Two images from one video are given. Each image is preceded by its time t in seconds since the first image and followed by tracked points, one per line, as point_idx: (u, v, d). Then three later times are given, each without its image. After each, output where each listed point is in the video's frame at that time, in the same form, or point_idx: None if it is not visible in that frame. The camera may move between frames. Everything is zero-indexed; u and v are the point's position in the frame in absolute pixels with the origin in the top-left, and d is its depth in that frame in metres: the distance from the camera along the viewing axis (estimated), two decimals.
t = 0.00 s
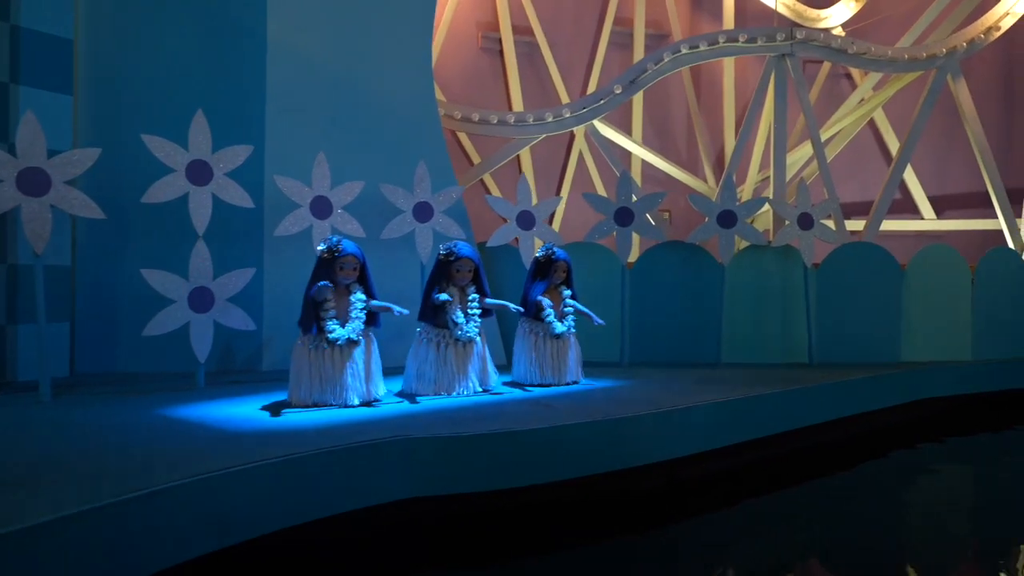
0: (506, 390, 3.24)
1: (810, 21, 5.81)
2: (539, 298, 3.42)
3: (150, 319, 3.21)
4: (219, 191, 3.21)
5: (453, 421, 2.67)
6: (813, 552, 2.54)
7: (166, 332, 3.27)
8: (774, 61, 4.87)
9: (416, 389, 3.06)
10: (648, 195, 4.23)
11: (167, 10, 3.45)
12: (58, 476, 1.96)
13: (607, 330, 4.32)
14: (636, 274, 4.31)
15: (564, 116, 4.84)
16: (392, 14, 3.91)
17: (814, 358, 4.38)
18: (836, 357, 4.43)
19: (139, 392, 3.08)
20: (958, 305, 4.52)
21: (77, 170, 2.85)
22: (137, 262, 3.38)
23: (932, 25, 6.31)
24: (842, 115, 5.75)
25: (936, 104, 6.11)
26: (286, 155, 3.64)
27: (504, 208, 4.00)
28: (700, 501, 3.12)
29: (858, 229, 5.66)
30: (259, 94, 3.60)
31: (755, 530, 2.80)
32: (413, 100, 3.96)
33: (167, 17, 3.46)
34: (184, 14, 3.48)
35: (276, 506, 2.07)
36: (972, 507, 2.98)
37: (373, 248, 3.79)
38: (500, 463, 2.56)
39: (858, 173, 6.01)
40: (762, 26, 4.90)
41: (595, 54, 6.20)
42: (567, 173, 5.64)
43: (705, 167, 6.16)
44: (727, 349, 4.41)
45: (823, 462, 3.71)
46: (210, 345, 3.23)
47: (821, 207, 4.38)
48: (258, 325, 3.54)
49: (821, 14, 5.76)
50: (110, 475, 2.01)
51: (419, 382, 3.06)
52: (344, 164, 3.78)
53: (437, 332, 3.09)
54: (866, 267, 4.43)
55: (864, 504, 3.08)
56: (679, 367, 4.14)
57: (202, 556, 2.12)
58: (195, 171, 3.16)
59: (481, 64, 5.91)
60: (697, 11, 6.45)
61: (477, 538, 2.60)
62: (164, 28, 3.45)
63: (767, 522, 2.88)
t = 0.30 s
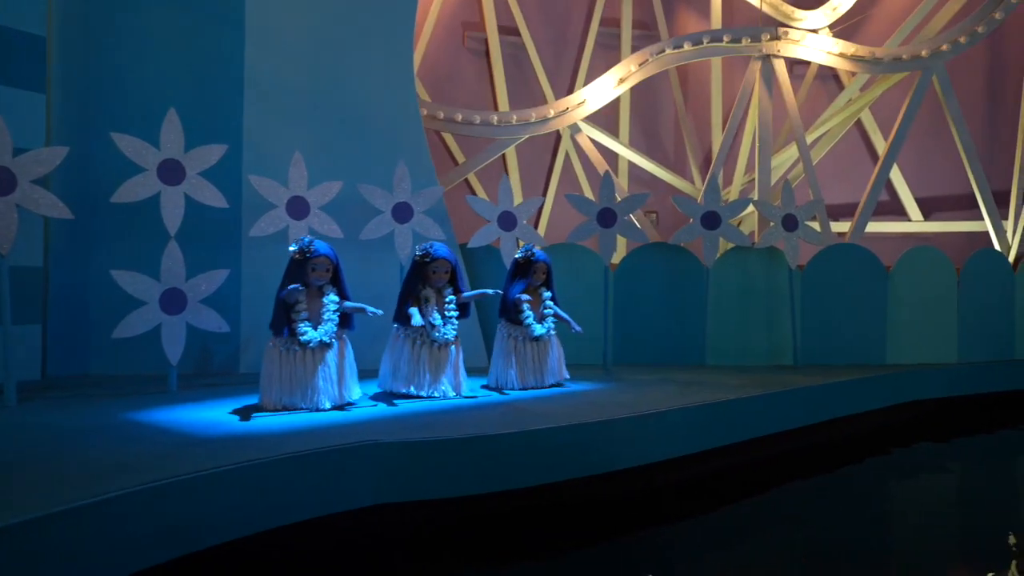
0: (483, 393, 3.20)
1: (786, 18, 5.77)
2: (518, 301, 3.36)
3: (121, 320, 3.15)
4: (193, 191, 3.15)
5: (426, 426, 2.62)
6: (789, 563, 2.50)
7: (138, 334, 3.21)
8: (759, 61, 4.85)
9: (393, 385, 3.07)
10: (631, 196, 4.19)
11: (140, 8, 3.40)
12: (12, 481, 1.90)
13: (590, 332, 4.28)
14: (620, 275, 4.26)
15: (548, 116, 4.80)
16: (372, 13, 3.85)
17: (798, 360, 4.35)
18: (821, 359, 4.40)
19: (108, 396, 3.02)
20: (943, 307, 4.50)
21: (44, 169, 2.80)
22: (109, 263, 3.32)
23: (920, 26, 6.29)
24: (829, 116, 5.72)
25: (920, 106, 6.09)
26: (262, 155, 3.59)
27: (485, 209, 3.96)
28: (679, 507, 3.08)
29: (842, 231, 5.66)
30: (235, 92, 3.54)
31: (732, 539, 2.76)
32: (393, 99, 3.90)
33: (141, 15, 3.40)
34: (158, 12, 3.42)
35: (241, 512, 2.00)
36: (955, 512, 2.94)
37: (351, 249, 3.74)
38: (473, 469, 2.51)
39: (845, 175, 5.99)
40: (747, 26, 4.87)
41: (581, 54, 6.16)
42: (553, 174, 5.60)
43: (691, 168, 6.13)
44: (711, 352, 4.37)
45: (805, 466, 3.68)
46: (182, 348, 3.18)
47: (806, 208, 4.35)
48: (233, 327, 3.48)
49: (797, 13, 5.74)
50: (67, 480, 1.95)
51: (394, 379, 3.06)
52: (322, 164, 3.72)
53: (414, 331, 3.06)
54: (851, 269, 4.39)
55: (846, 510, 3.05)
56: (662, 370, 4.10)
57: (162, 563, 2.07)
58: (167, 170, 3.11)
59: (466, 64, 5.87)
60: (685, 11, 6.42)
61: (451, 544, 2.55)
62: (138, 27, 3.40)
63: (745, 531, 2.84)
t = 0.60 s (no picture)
0: (460, 399, 3.15)
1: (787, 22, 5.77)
2: (494, 305, 3.32)
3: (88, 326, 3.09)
4: (162, 195, 3.10)
5: (397, 433, 2.56)
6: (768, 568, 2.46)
7: (107, 339, 3.15)
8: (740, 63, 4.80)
9: (367, 395, 2.96)
10: (612, 199, 4.15)
11: (111, 7, 3.33)
12: None
13: (571, 336, 4.23)
14: (601, 278, 4.22)
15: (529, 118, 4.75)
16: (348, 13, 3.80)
17: (781, 363, 4.32)
18: (804, 362, 4.37)
19: (76, 404, 2.95)
20: (927, 309, 4.47)
21: (7, 172, 2.74)
22: (78, 268, 3.26)
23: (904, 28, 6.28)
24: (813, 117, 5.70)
25: (903, 107, 6.09)
26: (236, 158, 3.53)
27: (463, 212, 3.91)
28: (658, 512, 3.03)
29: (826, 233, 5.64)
30: (208, 94, 3.49)
31: (711, 544, 2.71)
32: (370, 100, 3.85)
33: (111, 15, 3.33)
34: (129, 11, 3.36)
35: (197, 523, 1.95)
36: (936, 515, 2.92)
37: (328, 253, 3.69)
38: (444, 478, 2.45)
39: (830, 177, 5.98)
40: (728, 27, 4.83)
41: (565, 56, 6.12)
42: (537, 177, 5.56)
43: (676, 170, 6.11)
44: (693, 355, 4.33)
45: (788, 470, 3.64)
46: (151, 354, 3.12)
47: (788, 210, 4.32)
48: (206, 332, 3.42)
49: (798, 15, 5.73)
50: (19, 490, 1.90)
51: (368, 387, 2.97)
52: (297, 166, 3.67)
53: (387, 337, 2.99)
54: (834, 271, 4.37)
55: (828, 515, 3.01)
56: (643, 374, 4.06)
57: None
58: (136, 173, 3.05)
59: (450, 66, 5.82)
60: (669, 13, 6.39)
61: (421, 554, 2.50)
62: (109, 26, 3.33)
63: (725, 535, 2.80)
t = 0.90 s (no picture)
0: (433, 404, 3.12)
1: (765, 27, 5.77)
2: (468, 307, 3.27)
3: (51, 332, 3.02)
4: (127, 197, 3.03)
5: (364, 441, 2.50)
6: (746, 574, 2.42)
7: (72, 345, 3.08)
8: (720, 64, 4.76)
9: (335, 403, 2.89)
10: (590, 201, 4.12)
11: (77, 6, 3.26)
12: None
13: (550, 340, 4.18)
14: (582, 280, 4.18)
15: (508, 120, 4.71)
16: (321, 13, 3.73)
17: (761, 367, 4.30)
18: (784, 366, 4.34)
19: (39, 411, 2.88)
20: (907, 312, 4.46)
21: None
22: (43, 272, 3.19)
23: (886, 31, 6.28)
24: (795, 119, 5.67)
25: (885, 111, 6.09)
26: (206, 159, 3.47)
27: (440, 215, 3.86)
28: (637, 516, 2.99)
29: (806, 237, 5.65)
30: (177, 96, 3.42)
31: (689, 548, 2.67)
32: (345, 100, 3.78)
33: (77, 14, 3.27)
34: (96, 11, 3.29)
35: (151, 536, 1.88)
36: (917, 520, 2.90)
37: (301, 256, 3.62)
38: (414, 485, 2.38)
39: (812, 180, 5.97)
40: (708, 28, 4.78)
41: (547, 58, 6.09)
42: (519, 180, 5.53)
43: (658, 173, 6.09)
44: (673, 359, 4.30)
45: (768, 474, 3.61)
46: (117, 360, 3.05)
47: (768, 213, 4.30)
48: (174, 337, 3.35)
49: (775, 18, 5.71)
50: None
51: (337, 396, 2.90)
52: (269, 169, 3.60)
53: (357, 346, 2.92)
54: (815, 274, 4.34)
55: (808, 519, 2.98)
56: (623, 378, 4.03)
57: None
58: (100, 175, 2.98)
59: (430, 67, 5.77)
60: (652, 15, 6.37)
61: (388, 564, 2.44)
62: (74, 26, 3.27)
63: (705, 539, 2.76)
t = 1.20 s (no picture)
0: (402, 410, 3.02)
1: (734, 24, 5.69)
2: (441, 309, 3.20)
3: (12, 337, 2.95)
4: (90, 199, 2.96)
5: (329, 447, 2.44)
6: None
7: (36, 349, 3.01)
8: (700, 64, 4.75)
9: (306, 406, 2.87)
10: (568, 202, 4.08)
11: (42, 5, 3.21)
12: None
13: (528, 343, 4.14)
14: (561, 282, 4.15)
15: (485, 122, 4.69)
16: (294, 11, 3.67)
17: (742, 368, 4.27)
18: (764, 367, 4.32)
19: None
20: (887, 313, 4.44)
21: None
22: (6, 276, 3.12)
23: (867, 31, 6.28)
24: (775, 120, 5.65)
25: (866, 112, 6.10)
26: (174, 160, 3.40)
27: (415, 216, 3.81)
28: (613, 520, 2.95)
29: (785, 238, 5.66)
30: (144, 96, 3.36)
31: (665, 554, 2.63)
32: (318, 100, 3.72)
33: (42, 13, 3.21)
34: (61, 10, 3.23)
35: (99, 548, 1.81)
36: (896, 523, 2.87)
37: (273, 259, 3.56)
38: (381, 494, 2.32)
39: (794, 181, 5.96)
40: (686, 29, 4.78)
41: (529, 59, 6.06)
42: (501, 182, 5.50)
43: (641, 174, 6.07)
44: (653, 361, 4.26)
45: (748, 476, 3.58)
46: (81, 365, 2.98)
47: (748, 213, 4.24)
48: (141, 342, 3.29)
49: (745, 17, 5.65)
50: None
51: (306, 400, 2.87)
52: (240, 169, 3.53)
53: (325, 345, 2.89)
54: (795, 274, 4.32)
55: (786, 522, 2.95)
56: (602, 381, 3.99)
57: None
58: (62, 177, 2.92)
59: (410, 68, 5.73)
60: (634, 16, 6.34)
61: (354, 573, 2.37)
62: (40, 26, 3.22)
63: (681, 544, 2.72)
